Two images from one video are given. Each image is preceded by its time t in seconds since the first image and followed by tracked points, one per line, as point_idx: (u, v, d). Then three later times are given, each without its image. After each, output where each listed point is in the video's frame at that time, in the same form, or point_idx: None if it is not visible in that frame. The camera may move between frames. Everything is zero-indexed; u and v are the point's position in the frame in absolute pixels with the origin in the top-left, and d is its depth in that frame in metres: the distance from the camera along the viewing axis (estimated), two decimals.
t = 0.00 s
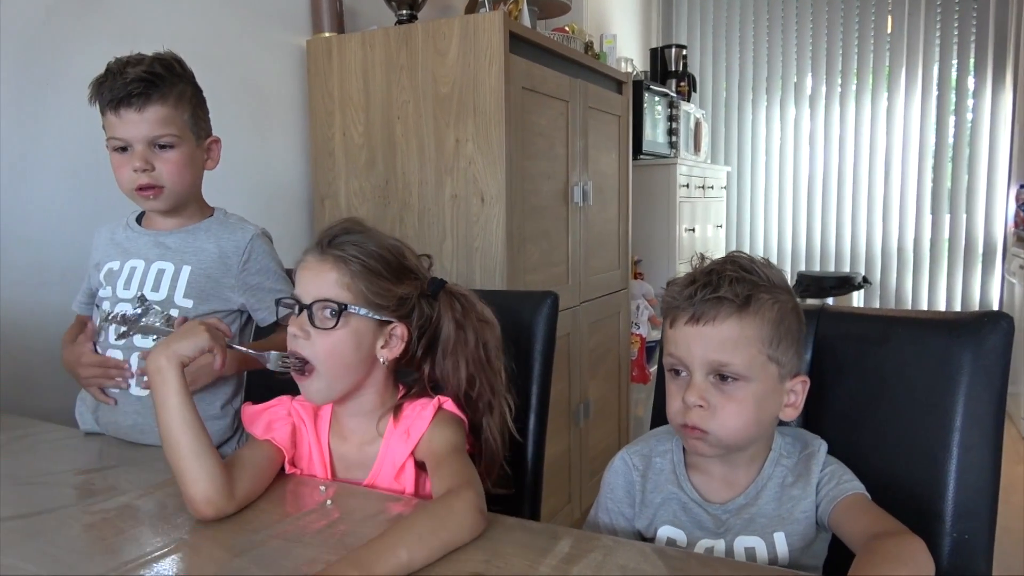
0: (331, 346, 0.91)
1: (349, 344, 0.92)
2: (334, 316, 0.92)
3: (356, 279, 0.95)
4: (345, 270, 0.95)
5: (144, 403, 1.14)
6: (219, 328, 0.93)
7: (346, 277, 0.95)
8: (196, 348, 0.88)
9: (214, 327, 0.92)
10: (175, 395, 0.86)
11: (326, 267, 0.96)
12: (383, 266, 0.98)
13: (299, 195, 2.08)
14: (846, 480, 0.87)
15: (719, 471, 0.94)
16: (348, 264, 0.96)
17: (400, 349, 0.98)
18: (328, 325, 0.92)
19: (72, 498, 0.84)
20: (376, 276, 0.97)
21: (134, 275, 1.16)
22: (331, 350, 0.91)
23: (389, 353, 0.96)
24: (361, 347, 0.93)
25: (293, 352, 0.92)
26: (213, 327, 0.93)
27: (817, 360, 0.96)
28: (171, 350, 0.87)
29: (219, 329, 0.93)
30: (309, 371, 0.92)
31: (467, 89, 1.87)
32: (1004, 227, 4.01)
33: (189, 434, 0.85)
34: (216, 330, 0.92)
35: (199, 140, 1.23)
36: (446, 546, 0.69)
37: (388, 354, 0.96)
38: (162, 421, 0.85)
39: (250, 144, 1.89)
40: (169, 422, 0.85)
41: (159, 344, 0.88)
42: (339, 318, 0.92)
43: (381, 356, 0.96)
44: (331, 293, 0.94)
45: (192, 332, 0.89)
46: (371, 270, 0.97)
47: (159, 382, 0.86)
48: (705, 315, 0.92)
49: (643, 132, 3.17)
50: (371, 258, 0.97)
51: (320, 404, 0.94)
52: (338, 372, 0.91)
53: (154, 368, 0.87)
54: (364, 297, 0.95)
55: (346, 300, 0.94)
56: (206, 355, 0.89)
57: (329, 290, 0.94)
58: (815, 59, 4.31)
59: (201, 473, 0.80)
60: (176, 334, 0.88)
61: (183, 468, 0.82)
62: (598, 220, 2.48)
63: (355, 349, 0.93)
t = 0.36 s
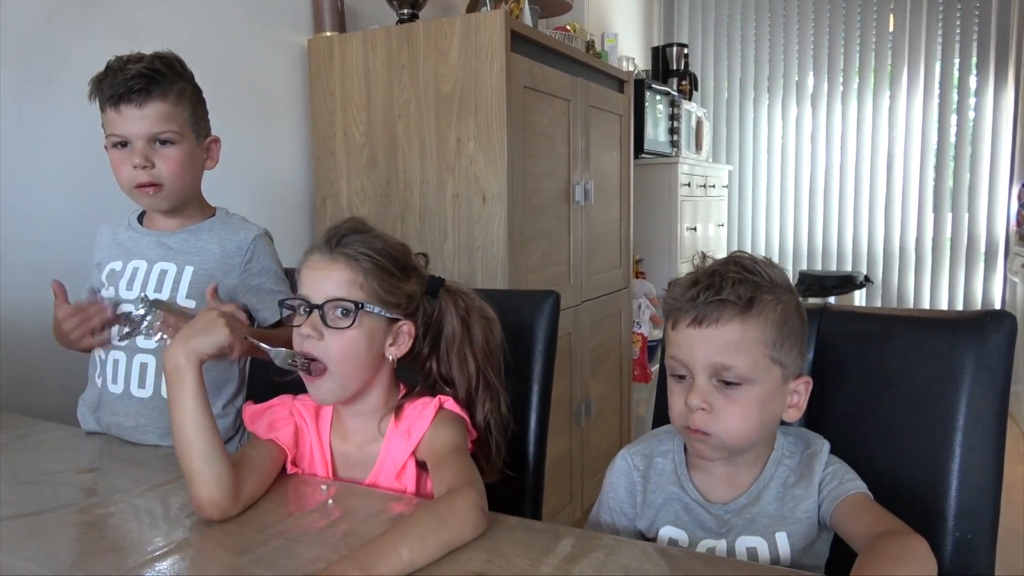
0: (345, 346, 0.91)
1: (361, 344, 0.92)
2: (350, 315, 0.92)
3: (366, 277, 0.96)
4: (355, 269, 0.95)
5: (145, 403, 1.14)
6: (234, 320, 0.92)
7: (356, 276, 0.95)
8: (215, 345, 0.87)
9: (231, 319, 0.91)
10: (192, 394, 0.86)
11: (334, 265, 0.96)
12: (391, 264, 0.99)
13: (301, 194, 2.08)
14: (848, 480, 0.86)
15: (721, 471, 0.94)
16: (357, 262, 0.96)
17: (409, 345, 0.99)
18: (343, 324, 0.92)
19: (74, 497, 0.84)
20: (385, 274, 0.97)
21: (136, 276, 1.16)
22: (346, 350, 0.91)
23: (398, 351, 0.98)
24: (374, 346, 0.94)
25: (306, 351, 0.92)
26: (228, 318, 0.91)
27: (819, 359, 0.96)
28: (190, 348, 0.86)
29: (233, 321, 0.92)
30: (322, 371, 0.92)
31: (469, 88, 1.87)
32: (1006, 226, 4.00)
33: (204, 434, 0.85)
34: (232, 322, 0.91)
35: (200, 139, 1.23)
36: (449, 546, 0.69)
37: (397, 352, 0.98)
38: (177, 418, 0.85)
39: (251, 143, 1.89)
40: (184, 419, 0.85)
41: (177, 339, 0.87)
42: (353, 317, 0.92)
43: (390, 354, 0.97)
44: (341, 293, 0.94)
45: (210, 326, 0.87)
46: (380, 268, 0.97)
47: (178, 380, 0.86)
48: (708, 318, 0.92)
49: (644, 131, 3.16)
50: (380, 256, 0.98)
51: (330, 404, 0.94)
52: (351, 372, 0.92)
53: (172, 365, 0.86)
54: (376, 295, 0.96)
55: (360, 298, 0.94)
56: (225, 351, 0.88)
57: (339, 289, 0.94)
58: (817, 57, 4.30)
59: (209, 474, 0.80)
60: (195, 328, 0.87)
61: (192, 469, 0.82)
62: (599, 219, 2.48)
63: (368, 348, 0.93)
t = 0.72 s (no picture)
0: (351, 344, 0.92)
1: (369, 344, 0.93)
2: (356, 313, 0.92)
3: (374, 277, 0.96)
4: (362, 268, 0.96)
5: (147, 401, 1.14)
6: (253, 317, 0.91)
7: (363, 275, 0.95)
8: (232, 345, 0.87)
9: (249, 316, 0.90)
10: (203, 391, 0.86)
11: (342, 264, 0.96)
12: (399, 264, 0.99)
13: (304, 192, 2.08)
14: (851, 481, 0.86)
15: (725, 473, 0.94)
16: (365, 261, 0.96)
17: (413, 345, 1.00)
18: (350, 323, 0.92)
19: (77, 494, 0.84)
20: (392, 273, 0.98)
21: (138, 274, 1.17)
22: (353, 348, 0.92)
23: (402, 350, 0.98)
24: (380, 344, 0.94)
25: (312, 349, 0.92)
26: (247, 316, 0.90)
27: (822, 360, 0.96)
28: (206, 345, 0.86)
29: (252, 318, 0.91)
30: (330, 371, 0.92)
31: (472, 88, 1.87)
32: (1009, 228, 4.00)
33: (212, 432, 0.85)
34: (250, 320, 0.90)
35: (208, 136, 1.23)
36: (450, 545, 0.69)
37: (401, 351, 0.98)
38: (187, 414, 0.86)
39: (255, 142, 1.89)
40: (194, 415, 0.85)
41: (194, 334, 0.87)
42: (359, 316, 0.93)
43: (395, 354, 0.97)
44: (347, 292, 0.94)
45: (228, 325, 0.87)
46: (387, 267, 0.97)
47: (190, 375, 0.86)
48: (721, 325, 0.91)
49: (647, 131, 3.16)
50: (388, 255, 0.98)
51: (334, 403, 0.94)
52: (358, 371, 0.92)
53: (187, 359, 0.86)
54: (383, 294, 0.96)
55: (366, 297, 0.95)
56: (240, 352, 0.88)
57: (348, 288, 0.95)
58: (820, 58, 4.30)
59: (215, 471, 0.80)
60: (213, 326, 0.87)
61: (199, 467, 0.82)
62: (602, 219, 2.48)
63: (375, 347, 0.94)
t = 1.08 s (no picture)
0: (362, 340, 0.92)
1: (379, 343, 0.93)
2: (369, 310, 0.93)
3: (388, 276, 0.96)
4: (378, 266, 0.96)
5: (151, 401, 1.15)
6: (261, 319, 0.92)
7: (378, 274, 0.96)
8: (241, 345, 0.88)
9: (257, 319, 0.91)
10: (211, 390, 0.86)
11: (358, 262, 0.96)
12: (413, 266, 1.00)
13: (307, 192, 2.09)
14: (853, 484, 0.87)
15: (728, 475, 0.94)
16: (380, 260, 0.97)
17: (421, 347, 1.00)
18: (363, 320, 0.92)
19: (81, 494, 0.85)
20: (406, 274, 0.98)
21: (143, 274, 1.17)
22: (364, 344, 0.92)
23: (410, 352, 0.99)
24: (389, 343, 0.95)
25: (323, 342, 0.92)
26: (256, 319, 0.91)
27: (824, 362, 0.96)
28: (214, 344, 0.87)
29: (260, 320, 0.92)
30: (339, 366, 0.93)
31: (474, 89, 1.88)
32: (1011, 229, 3.99)
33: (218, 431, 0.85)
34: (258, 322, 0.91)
35: (213, 138, 1.24)
36: (453, 544, 0.69)
37: (409, 353, 0.99)
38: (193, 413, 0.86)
39: (258, 142, 1.90)
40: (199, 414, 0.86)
41: (203, 334, 0.88)
42: (373, 313, 0.93)
43: (402, 355, 0.98)
44: (361, 290, 0.95)
45: (238, 326, 0.88)
46: (402, 268, 0.98)
47: (197, 373, 0.86)
48: (731, 335, 0.90)
49: (649, 132, 3.16)
50: (403, 256, 0.99)
51: (339, 399, 0.94)
52: (367, 368, 0.93)
53: (194, 358, 0.87)
54: (396, 294, 0.97)
55: (379, 295, 0.95)
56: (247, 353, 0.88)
57: (363, 285, 0.95)
58: (823, 59, 4.30)
59: (220, 470, 0.80)
60: (223, 327, 0.88)
61: (204, 466, 0.82)
62: (604, 220, 2.48)
63: (384, 344, 0.94)
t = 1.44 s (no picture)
0: (380, 325, 0.98)
1: (395, 327, 0.99)
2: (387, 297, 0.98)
3: (405, 266, 1.02)
4: (397, 256, 1.01)
5: (174, 380, 1.21)
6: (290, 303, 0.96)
7: (397, 264, 1.01)
8: (270, 330, 0.93)
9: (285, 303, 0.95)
10: (241, 371, 0.92)
11: (378, 252, 1.01)
12: (429, 258, 1.05)
13: (318, 185, 2.14)
14: (836, 465, 0.92)
15: (717, 455, 1.00)
16: (400, 251, 1.02)
17: (434, 335, 1.06)
18: (382, 307, 0.98)
19: (110, 467, 0.90)
20: (423, 265, 1.04)
21: (169, 261, 1.23)
22: (382, 330, 0.98)
23: (423, 339, 1.04)
24: (404, 329, 1.00)
25: (343, 326, 0.98)
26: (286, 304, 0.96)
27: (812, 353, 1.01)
28: (246, 328, 0.92)
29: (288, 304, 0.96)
30: (356, 346, 0.98)
31: (483, 87, 1.93)
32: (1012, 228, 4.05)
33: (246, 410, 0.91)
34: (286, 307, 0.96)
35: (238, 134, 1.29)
36: (462, 513, 0.75)
37: (422, 340, 1.04)
38: (223, 391, 0.92)
39: (271, 137, 1.95)
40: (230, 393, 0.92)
41: (235, 318, 0.93)
42: (392, 300, 0.99)
43: (417, 342, 1.04)
44: (382, 278, 1.00)
45: (268, 311, 0.94)
46: (420, 259, 1.03)
47: (229, 355, 0.92)
48: (717, 325, 0.96)
49: (654, 129, 3.21)
50: (421, 248, 1.04)
51: (356, 377, 1.00)
52: (383, 351, 0.99)
53: (228, 341, 0.93)
54: (414, 284, 1.02)
55: (398, 283, 1.00)
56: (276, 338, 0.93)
57: (383, 274, 1.00)
58: (828, 58, 4.33)
59: (245, 444, 0.86)
60: (253, 311, 0.93)
61: (229, 440, 0.88)
62: (607, 215, 2.53)
63: (400, 329, 1.00)
